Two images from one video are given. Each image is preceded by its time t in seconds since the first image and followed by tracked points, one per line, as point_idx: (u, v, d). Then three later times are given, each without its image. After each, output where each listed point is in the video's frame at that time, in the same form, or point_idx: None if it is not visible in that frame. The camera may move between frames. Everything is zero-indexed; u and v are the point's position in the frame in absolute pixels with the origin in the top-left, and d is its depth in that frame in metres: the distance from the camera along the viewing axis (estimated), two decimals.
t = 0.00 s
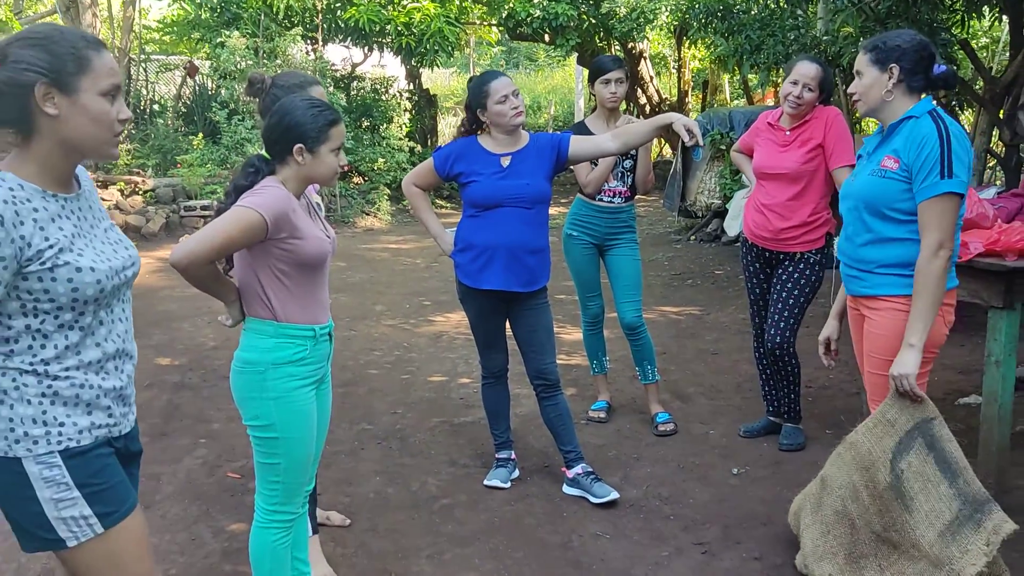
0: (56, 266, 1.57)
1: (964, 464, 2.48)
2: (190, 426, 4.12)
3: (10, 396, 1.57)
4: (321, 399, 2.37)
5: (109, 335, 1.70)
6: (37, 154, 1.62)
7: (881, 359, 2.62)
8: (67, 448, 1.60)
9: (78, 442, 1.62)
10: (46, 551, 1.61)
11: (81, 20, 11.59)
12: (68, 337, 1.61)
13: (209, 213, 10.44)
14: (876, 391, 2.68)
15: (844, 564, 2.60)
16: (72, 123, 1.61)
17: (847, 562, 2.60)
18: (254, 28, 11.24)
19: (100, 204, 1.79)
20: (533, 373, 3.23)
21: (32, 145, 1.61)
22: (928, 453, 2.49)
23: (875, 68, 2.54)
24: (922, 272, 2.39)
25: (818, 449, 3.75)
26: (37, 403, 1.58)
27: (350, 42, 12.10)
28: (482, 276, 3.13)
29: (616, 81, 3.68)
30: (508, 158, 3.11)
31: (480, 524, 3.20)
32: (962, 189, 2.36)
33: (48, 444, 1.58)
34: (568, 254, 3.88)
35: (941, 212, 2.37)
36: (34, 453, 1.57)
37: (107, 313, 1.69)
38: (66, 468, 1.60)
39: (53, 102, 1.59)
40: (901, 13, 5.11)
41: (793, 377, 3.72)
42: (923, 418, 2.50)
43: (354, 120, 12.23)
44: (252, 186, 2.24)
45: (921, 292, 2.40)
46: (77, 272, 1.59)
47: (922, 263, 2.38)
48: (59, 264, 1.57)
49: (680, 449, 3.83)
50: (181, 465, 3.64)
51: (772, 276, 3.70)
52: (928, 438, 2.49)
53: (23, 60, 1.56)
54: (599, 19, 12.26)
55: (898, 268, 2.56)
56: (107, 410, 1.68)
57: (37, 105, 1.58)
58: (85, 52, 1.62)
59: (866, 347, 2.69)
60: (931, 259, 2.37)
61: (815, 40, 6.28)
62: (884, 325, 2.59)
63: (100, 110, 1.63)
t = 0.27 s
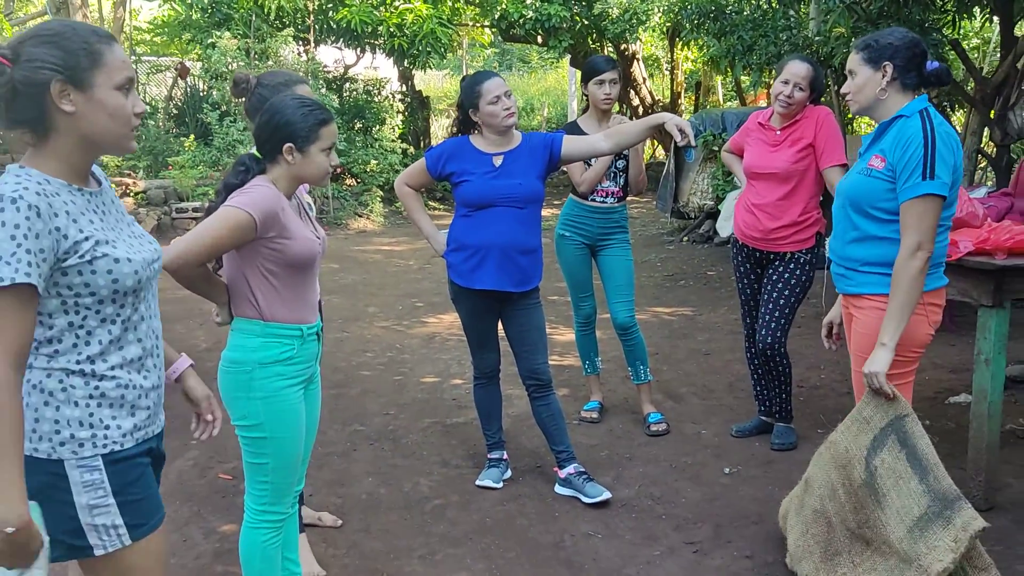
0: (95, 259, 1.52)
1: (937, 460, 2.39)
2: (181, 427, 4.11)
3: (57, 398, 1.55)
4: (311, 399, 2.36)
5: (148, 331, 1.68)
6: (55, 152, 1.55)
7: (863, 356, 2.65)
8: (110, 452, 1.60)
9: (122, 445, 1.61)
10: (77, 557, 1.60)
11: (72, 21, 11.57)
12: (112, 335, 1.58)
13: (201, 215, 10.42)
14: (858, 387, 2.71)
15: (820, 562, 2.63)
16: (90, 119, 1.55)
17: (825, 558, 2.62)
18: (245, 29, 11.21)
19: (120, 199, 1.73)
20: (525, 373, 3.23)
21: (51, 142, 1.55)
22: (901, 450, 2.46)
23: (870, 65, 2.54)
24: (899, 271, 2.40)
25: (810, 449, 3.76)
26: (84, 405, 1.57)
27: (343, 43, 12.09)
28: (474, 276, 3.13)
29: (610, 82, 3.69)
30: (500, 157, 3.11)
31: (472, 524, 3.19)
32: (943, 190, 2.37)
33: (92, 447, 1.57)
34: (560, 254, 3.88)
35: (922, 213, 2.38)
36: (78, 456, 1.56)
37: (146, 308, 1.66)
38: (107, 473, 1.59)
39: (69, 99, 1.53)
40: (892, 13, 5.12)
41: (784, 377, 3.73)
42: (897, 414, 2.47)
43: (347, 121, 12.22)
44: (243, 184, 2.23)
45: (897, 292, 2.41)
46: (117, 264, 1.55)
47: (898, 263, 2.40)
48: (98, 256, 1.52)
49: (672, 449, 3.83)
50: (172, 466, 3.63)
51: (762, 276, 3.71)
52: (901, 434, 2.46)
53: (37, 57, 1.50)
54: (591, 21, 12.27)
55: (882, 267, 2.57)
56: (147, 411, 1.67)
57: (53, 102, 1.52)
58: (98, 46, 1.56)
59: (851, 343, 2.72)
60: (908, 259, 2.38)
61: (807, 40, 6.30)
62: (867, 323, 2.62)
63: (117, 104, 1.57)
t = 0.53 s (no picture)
0: (138, 263, 1.48)
1: (930, 466, 2.43)
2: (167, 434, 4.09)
3: (111, 414, 1.50)
4: (297, 407, 2.35)
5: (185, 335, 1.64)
6: (78, 162, 1.49)
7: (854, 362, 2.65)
8: (165, 464, 1.58)
9: (176, 457, 1.59)
10: None
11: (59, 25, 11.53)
12: (158, 342, 1.54)
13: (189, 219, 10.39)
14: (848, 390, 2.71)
15: (809, 565, 2.60)
16: (112, 126, 1.49)
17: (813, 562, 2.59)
18: (233, 33, 11.17)
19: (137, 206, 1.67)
20: (513, 379, 3.22)
21: (72, 152, 1.48)
22: (894, 454, 2.47)
23: (858, 68, 2.54)
24: (890, 276, 2.41)
25: (798, 452, 3.76)
26: (139, 419, 1.53)
27: (332, 47, 12.08)
28: (462, 281, 3.12)
29: (599, 87, 3.68)
30: (487, 161, 3.10)
31: (460, 531, 3.18)
32: (928, 193, 2.37)
33: (150, 461, 1.55)
34: (548, 258, 3.87)
35: (908, 217, 2.38)
36: (135, 472, 1.53)
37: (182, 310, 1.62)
38: (164, 487, 1.57)
39: (90, 106, 1.47)
40: (878, 18, 5.15)
41: (772, 381, 3.73)
42: (891, 418, 2.49)
43: (336, 125, 12.19)
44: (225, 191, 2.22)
45: (889, 297, 2.42)
46: (159, 267, 1.51)
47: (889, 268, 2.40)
48: (140, 260, 1.48)
49: (661, 453, 3.83)
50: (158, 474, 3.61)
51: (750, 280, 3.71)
52: (895, 438, 2.48)
53: (54, 66, 1.43)
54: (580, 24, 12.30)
55: (871, 272, 2.58)
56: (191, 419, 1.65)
57: (73, 111, 1.46)
58: (112, 51, 1.50)
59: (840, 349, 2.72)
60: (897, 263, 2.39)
61: (794, 44, 6.32)
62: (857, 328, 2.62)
63: (138, 108, 1.51)
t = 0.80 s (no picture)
0: (164, 277, 1.46)
1: (928, 472, 2.49)
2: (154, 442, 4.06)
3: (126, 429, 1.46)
4: (285, 416, 2.33)
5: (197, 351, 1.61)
6: (99, 175, 1.47)
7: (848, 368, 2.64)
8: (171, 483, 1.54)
9: (182, 475, 1.56)
10: None
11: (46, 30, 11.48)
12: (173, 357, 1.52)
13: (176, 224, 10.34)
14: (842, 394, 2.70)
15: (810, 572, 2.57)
16: (134, 138, 1.47)
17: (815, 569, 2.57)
18: (222, 38, 11.11)
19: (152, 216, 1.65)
20: (502, 385, 3.20)
21: (94, 165, 1.46)
22: (892, 461, 2.50)
23: (846, 73, 2.54)
24: (881, 280, 2.40)
25: (788, 458, 3.76)
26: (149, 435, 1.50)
27: (321, 51, 12.06)
28: (451, 287, 3.10)
29: (587, 92, 3.67)
30: (471, 167, 3.09)
31: (448, 539, 3.16)
32: (915, 196, 2.37)
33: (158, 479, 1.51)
34: (537, 264, 3.86)
35: (896, 221, 2.38)
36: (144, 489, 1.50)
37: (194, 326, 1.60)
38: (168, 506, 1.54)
39: (112, 118, 1.45)
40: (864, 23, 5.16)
41: (761, 386, 3.72)
42: (888, 426, 2.50)
43: (324, 129, 12.16)
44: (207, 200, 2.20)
45: (881, 301, 2.41)
46: (183, 283, 1.49)
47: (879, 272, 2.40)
48: (167, 275, 1.47)
49: (651, 459, 3.82)
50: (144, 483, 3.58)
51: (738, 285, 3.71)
52: (892, 445, 2.50)
53: (75, 79, 1.41)
54: (569, 28, 12.33)
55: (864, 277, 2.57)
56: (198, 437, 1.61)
57: (93, 124, 1.43)
58: (133, 61, 1.47)
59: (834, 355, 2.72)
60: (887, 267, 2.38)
61: (781, 49, 6.34)
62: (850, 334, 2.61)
63: (158, 119, 1.50)
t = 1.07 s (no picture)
0: (155, 289, 1.45)
1: (914, 468, 2.50)
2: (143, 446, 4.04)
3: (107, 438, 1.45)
4: (274, 420, 2.32)
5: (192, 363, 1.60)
6: (110, 182, 1.47)
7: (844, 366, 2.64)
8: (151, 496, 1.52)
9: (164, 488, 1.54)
10: None
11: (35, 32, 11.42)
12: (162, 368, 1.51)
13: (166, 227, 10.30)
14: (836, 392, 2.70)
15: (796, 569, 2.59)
16: (143, 146, 1.47)
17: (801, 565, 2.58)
18: (211, 40, 11.07)
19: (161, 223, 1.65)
20: (493, 388, 3.20)
21: (105, 172, 1.46)
22: (879, 456, 2.51)
23: (845, 75, 2.55)
24: (881, 276, 2.41)
25: (778, 459, 3.76)
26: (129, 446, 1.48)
27: (311, 53, 12.04)
28: (443, 291, 3.10)
29: (575, 95, 3.67)
30: (461, 171, 3.09)
31: (439, 543, 3.15)
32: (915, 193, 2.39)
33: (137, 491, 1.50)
34: (528, 267, 3.86)
35: (897, 217, 2.40)
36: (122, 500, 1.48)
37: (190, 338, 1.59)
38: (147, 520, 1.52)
39: (121, 125, 1.44)
40: (853, 25, 5.18)
41: (751, 388, 3.73)
42: (876, 421, 2.52)
43: (314, 132, 12.13)
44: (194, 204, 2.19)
45: (880, 297, 2.42)
46: (175, 295, 1.48)
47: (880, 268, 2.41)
48: (158, 286, 1.46)
49: (642, 461, 3.82)
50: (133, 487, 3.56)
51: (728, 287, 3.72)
52: (879, 441, 2.52)
53: (85, 87, 1.40)
54: (559, 30, 12.38)
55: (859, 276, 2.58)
56: (188, 450, 1.60)
57: (103, 132, 1.43)
58: (144, 68, 1.47)
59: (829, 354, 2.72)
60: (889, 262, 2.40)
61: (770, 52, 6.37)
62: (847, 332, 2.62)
63: (169, 126, 1.49)
